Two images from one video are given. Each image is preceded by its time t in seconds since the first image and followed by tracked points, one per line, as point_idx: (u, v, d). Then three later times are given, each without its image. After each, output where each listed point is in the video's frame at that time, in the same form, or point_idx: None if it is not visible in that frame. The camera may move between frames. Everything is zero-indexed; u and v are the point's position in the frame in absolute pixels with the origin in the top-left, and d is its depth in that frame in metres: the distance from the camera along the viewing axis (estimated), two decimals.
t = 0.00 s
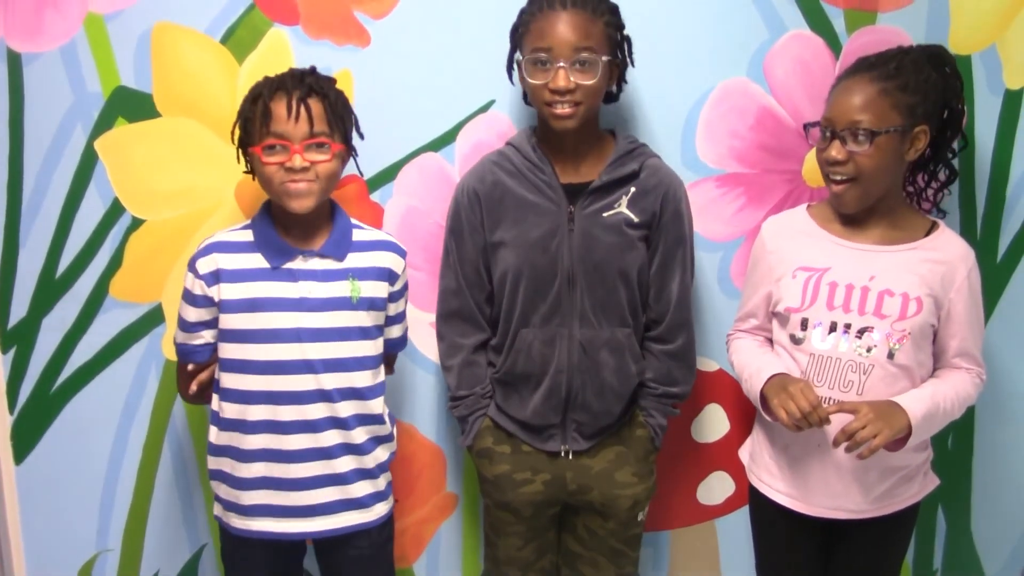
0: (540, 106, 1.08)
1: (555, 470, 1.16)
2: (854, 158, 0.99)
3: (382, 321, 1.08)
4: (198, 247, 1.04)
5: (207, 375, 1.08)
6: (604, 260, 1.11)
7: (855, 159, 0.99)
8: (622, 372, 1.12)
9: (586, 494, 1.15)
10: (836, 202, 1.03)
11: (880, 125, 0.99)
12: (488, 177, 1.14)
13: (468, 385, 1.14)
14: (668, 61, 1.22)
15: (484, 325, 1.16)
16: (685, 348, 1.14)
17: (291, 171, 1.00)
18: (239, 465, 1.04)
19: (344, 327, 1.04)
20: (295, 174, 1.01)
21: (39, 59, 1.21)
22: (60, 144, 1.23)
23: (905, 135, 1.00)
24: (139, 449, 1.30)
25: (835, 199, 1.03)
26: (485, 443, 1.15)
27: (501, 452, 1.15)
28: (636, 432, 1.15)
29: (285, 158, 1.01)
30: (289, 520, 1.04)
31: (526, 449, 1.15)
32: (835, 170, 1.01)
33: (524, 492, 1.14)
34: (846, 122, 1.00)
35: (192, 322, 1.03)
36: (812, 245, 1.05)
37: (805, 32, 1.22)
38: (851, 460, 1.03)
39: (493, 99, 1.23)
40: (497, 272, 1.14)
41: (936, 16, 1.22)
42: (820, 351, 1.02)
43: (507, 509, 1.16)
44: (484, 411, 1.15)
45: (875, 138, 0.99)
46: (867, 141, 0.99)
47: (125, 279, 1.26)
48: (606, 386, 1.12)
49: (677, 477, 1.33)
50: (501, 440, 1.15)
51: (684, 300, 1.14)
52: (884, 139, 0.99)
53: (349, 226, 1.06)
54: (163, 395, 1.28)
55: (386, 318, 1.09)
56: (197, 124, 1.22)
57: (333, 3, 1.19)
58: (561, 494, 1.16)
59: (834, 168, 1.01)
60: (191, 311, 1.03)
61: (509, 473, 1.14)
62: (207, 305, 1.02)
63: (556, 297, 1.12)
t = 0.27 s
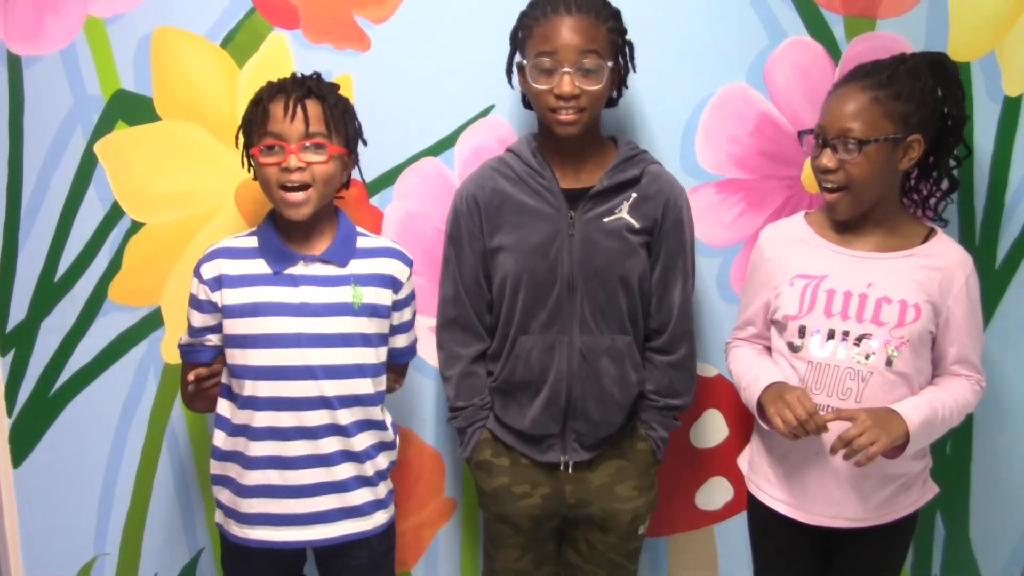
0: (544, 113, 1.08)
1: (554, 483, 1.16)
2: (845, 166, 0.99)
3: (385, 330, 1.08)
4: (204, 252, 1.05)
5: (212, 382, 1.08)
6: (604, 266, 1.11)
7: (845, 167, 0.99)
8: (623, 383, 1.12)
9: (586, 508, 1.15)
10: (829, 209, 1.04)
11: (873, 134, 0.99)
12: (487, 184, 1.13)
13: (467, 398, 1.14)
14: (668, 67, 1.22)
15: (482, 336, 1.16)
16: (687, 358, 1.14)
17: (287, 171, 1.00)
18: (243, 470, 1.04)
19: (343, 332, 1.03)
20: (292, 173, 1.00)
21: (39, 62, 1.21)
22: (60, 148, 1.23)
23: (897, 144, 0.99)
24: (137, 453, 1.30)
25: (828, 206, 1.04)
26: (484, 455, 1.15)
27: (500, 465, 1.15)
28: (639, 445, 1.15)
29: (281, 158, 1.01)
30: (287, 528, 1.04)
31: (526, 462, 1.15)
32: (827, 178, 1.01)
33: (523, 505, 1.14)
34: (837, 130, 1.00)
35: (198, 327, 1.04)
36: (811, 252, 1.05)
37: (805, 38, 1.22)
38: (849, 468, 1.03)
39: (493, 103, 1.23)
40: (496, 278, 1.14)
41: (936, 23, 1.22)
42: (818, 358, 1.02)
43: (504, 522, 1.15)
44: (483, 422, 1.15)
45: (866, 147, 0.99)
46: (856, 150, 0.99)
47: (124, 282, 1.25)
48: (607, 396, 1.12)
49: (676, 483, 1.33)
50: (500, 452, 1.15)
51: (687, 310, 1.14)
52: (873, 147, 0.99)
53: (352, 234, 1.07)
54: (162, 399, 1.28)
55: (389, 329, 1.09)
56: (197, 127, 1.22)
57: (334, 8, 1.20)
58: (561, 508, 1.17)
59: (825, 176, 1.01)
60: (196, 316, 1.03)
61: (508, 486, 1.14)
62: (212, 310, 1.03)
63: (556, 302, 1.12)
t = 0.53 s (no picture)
0: (575, 119, 1.07)
1: (562, 495, 1.16)
2: (841, 172, 0.99)
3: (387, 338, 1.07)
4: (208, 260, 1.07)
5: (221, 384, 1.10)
6: (611, 262, 1.11)
7: (842, 173, 0.99)
8: (633, 384, 1.12)
9: (595, 518, 1.16)
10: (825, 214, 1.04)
11: (869, 140, 0.99)
12: (487, 190, 1.14)
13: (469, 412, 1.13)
14: (667, 71, 1.22)
15: (483, 349, 1.15)
16: (690, 358, 1.14)
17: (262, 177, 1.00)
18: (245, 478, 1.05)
19: (339, 345, 1.03)
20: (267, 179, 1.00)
21: (38, 68, 1.22)
22: (59, 154, 1.23)
23: (895, 151, 1.00)
24: (137, 459, 1.30)
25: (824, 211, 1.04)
26: (490, 471, 1.13)
27: (507, 481, 1.14)
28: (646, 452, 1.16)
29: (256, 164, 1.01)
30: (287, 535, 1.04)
31: (532, 476, 1.15)
32: (824, 185, 1.01)
33: (531, 519, 1.14)
34: (834, 138, 1.00)
35: (202, 334, 1.05)
36: (811, 257, 1.05)
37: (803, 42, 1.23)
38: (849, 475, 1.03)
39: (492, 108, 1.23)
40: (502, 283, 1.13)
41: (934, 26, 1.23)
42: (819, 364, 1.02)
43: (513, 538, 1.15)
44: (488, 437, 1.13)
45: (863, 153, 0.99)
46: (853, 157, 0.99)
47: (124, 288, 1.25)
48: (617, 399, 1.12)
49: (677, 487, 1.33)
50: (506, 468, 1.14)
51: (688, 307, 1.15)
52: (868, 155, 0.99)
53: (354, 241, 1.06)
54: (162, 405, 1.28)
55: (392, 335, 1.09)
56: (196, 133, 1.22)
57: (333, 13, 1.20)
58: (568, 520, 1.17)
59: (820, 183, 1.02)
60: (200, 324, 1.05)
61: (515, 502, 1.13)
62: (213, 318, 1.05)
63: (563, 303, 1.11)
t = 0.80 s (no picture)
0: (591, 120, 1.07)
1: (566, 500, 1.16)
2: (840, 178, 0.99)
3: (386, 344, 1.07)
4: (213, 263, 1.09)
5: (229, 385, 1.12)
6: (613, 262, 1.11)
7: (841, 179, 0.99)
8: (636, 385, 1.12)
9: (599, 521, 1.16)
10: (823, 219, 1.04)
11: (870, 146, 0.99)
12: (487, 194, 1.13)
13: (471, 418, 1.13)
14: (666, 75, 1.22)
15: (483, 354, 1.15)
16: (690, 357, 1.16)
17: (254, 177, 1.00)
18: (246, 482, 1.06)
19: (336, 353, 1.03)
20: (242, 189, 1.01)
21: (38, 72, 1.22)
22: (59, 158, 1.23)
23: (894, 157, 1.00)
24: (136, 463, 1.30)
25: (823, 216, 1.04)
26: (493, 477, 1.13)
27: (510, 487, 1.13)
28: (649, 453, 1.16)
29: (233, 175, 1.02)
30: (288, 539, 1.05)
31: (536, 481, 1.14)
32: (823, 192, 1.01)
33: (535, 525, 1.14)
34: (833, 144, 1.01)
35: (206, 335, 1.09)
36: (812, 266, 1.05)
37: (803, 46, 1.23)
38: (851, 486, 1.03)
39: (491, 112, 1.23)
40: (504, 287, 1.13)
41: (933, 30, 1.23)
42: (819, 373, 1.02)
43: (516, 544, 1.14)
44: (491, 444, 1.13)
45: (861, 160, 0.99)
46: (853, 164, 0.99)
47: (124, 291, 1.25)
48: (620, 400, 1.12)
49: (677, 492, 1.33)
50: (509, 474, 1.14)
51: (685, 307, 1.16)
52: (868, 162, 0.99)
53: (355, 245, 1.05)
54: (161, 408, 1.28)
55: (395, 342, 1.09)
56: (197, 137, 1.22)
57: (333, 17, 1.20)
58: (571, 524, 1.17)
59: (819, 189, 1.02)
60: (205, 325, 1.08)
61: (519, 508, 1.13)
62: (215, 321, 1.07)
63: (567, 305, 1.11)
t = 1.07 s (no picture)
0: (596, 119, 1.08)
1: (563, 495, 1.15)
2: (843, 185, 1.00)
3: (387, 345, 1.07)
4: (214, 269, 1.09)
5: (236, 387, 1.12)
6: (611, 263, 1.11)
7: (843, 186, 0.99)
8: (632, 384, 1.12)
9: (595, 517, 1.16)
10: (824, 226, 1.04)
11: (874, 153, 0.99)
12: (487, 193, 1.14)
13: (469, 413, 1.13)
14: (668, 77, 1.22)
15: (483, 350, 1.15)
16: (687, 356, 1.15)
17: (270, 187, 1.00)
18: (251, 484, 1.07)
19: (338, 353, 1.03)
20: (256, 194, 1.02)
21: (41, 74, 1.22)
22: (61, 159, 1.23)
23: (897, 164, 1.00)
24: (138, 464, 1.30)
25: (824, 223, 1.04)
26: (490, 471, 1.13)
27: (507, 481, 1.13)
28: (644, 450, 1.16)
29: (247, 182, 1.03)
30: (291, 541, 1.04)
31: (533, 475, 1.14)
32: (825, 198, 1.01)
33: (532, 519, 1.14)
34: (836, 150, 1.01)
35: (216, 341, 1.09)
36: (813, 273, 1.05)
37: (804, 49, 1.23)
38: (851, 497, 1.03)
39: (493, 114, 1.24)
40: (502, 285, 1.13)
41: (935, 33, 1.23)
42: (819, 382, 1.02)
43: (514, 538, 1.15)
44: (488, 438, 1.13)
45: (866, 166, 0.99)
46: (854, 171, 0.99)
47: (126, 293, 1.26)
48: (616, 398, 1.12)
49: (678, 493, 1.33)
50: (506, 468, 1.14)
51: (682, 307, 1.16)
52: (871, 168, 0.99)
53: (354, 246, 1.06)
54: (163, 410, 1.28)
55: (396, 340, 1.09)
56: (198, 139, 1.22)
57: (334, 19, 1.20)
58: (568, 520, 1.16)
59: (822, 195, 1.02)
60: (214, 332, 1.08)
61: (516, 501, 1.13)
62: (224, 326, 1.08)
63: (563, 305, 1.11)
